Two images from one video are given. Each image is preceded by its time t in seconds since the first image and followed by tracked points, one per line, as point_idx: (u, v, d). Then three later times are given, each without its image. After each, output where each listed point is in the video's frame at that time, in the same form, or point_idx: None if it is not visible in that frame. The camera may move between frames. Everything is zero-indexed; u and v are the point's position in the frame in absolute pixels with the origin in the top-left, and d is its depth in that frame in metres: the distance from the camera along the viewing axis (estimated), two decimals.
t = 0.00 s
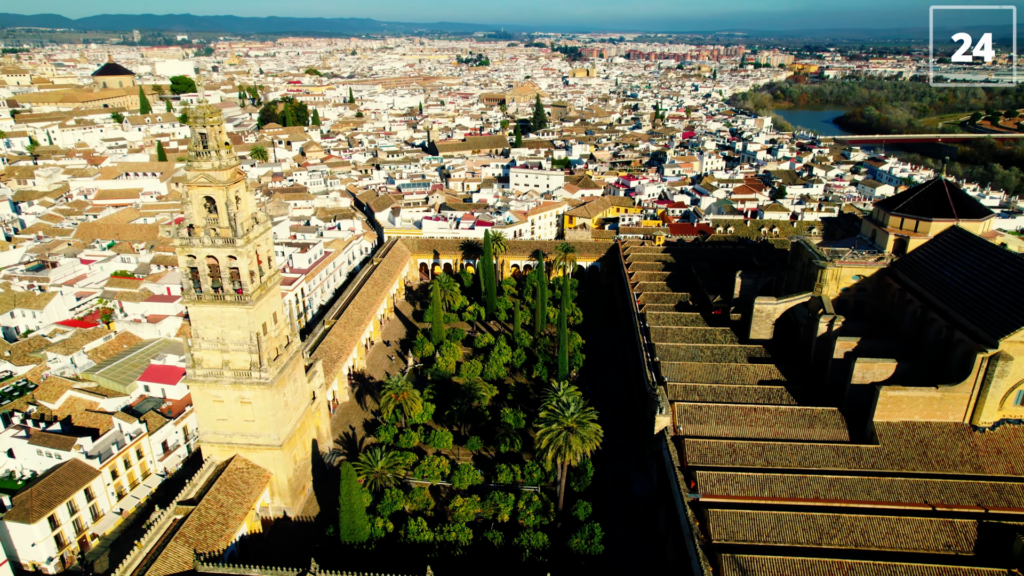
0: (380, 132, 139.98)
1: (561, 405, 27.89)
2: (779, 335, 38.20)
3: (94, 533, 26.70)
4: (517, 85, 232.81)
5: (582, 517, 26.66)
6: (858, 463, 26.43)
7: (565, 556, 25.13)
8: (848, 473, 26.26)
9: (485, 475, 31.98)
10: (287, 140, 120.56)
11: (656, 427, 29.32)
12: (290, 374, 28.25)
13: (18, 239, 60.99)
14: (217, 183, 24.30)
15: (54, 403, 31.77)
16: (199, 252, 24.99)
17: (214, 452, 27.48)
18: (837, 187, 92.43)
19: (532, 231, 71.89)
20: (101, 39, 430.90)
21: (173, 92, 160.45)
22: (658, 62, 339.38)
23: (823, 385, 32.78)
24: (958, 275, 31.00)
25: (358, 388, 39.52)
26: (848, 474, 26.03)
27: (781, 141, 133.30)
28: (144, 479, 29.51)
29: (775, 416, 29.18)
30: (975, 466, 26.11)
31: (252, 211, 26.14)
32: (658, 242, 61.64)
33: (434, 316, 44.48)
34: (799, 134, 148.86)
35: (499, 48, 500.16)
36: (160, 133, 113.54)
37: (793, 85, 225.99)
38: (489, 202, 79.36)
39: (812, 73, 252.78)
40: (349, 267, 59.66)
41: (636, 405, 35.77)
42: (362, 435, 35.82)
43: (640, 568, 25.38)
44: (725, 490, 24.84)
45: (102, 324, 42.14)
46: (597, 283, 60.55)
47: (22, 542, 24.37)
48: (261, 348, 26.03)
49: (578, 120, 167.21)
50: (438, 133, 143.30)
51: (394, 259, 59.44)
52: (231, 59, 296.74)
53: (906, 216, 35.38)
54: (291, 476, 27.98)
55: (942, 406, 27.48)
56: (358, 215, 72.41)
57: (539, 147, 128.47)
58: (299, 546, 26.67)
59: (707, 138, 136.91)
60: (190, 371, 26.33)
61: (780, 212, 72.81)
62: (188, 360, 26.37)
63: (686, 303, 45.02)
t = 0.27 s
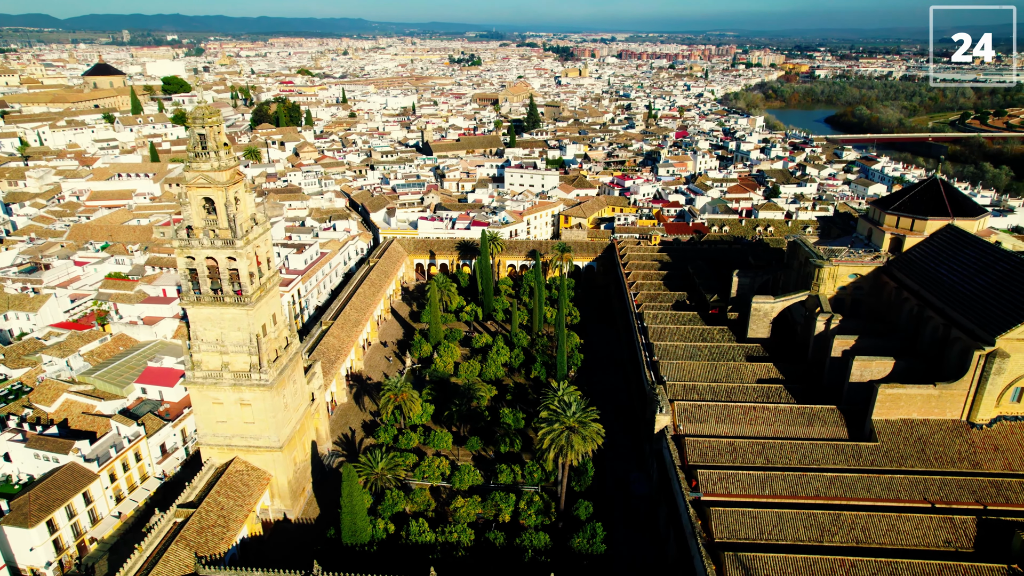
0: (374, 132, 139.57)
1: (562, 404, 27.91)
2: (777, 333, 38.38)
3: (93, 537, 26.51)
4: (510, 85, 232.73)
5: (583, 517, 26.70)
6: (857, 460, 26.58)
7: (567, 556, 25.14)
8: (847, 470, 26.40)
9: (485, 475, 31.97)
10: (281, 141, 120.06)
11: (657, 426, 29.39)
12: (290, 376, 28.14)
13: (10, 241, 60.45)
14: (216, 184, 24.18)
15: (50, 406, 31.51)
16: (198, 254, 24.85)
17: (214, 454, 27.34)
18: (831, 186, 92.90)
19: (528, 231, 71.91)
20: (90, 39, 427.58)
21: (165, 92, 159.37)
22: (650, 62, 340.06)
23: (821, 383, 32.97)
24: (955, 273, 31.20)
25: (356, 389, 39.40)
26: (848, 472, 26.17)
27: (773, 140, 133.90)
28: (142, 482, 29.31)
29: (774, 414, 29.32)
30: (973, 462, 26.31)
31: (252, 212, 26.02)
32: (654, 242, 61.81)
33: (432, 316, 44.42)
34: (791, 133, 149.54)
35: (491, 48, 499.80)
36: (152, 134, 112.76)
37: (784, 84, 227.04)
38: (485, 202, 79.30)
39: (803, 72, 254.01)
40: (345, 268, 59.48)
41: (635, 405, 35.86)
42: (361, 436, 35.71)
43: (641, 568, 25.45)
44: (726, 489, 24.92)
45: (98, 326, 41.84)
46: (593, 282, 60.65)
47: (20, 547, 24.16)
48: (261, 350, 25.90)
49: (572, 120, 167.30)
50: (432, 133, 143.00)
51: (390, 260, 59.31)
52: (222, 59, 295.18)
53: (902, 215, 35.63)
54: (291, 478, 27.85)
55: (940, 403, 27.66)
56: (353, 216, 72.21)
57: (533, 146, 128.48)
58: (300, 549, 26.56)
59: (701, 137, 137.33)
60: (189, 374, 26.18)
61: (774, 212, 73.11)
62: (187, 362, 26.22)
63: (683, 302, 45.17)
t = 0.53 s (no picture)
0: (367, 133, 139.15)
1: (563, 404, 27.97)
2: (774, 332, 38.54)
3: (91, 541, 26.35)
4: (503, 85, 232.67)
5: (584, 516, 26.73)
6: (856, 458, 26.72)
7: (568, 555, 25.18)
8: (847, 468, 26.56)
9: (485, 476, 31.95)
10: (274, 141, 119.56)
11: (657, 425, 29.46)
12: (289, 378, 28.03)
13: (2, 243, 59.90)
14: (215, 185, 24.08)
15: (46, 409, 31.25)
16: (197, 255, 24.73)
17: (213, 457, 27.20)
18: (824, 185, 93.35)
19: (523, 231, 71.91)
20: (78, 39, 424.64)
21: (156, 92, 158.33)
22: (642, 62, 340.78)
23: (819, 382, 33.15)
24: (950, 272, 31.47)
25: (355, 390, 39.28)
26: (847, 469, 26.32)
27: (766, 139, 134.45)
28: (141, 485, 29.14)
29: (773, 413, 29.44)
30: (970, 459, 26.51)
31: (250, 213, 25.92)
32: (650, 241, 61.95)
33: (429, 317, 44.34)
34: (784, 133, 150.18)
35: (483, 49, 499.64)
36: (144, 135, 112.01)
37: (776, 84, 228.03)
38: (480, 202, 79.21)
39: (795, 72, 255.19)
40: (341, 268, 59.26)
41: (633, 405, 35.96)
42: (360, 438, 35.60)
43: (642, 567, 25.52)
44: (728, 487, 25.00)
45: (93, 329, 41.54)
46: (590, 282, 60.72)
47: (18, 552, 23.99)
48: (260, 351, 25.79)
49: (565, 120, 167.35)
50: (426, 133, 142.70)
51: (386, 261, 59.14)
52: (213, 59, 293.90)
53: (898, 214, 35.86)
54: (291, 480, 27.73)
55: (938, 401, 27.85)
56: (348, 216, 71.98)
57: (528, 146, 128.45)
58: (301, 552, 26.45)
59: (694, 137, 137.70)
60: (188, 376, 26.02)
61: (769, 211, 73.40)
62: (186, 364, 26.06)
63: (680, 302, 45.30)
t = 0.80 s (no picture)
0: (361, 133, 138.78)
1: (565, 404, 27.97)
2: (771, 331, 38.67)
3: (89, 545, 26.15)
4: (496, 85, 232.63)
5: (585, 516, 26.73)
6: (856, 456, 26.86)
7: (570, 555, 25.20)
8: (846, 466, 26.70)
9: (485, 476, 31.91)
10: (267, 142, 119.09)
11: (657, 425, 29.50)
12: (289, 379, 27.90)
13: None
14: (214, 186, 23.95)
15: (42, 413, 30.93)
16: (197, 256, 24.59)
17: (213, 459, 27.04)
18: (817, 184, 93.80)
19: (519, 231, 71.90)
20: (67, 39, 421.88)
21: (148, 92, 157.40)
22: (635, 61, 341.46)
23: (817, 380, 33.30)
24: (946, 270, 31.68)
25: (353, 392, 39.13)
26: (847, 467, 26.45)
27: (759, 139, 134.98)
28: (139, 488, 28.94)
29: (773, 411, 29.54)
30: (968, 456, 26.72)
31: (249, 214, 25.79)
32: (646, 241, 62.05)
33: (427, 317, 44.26)
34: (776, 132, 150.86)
35: (475, 49, 499.55)
36: (136, 135, 111.27)
37: (768, 84, 229.03)
38: (475, 203, 79.17)
39: (786, 71, 256.40)
40: (337, 269, 59.04)
41: (632, 405, 36.02)
42: (358, 439, 35.47)
43: (643, 566, 25.56)
44: (729, 486, 25.07)
45: (87, 331, 41.21)
46: (586, 282, 60.77)
47: (16, 557, 23.76)
48: (260, 353, 25.66)
49: (558, 120, 167.48)
50: (419, 133, 142.45)
51: (382, 261, 58.96)
52: (204, 59, 292.44)
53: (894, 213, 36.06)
54: (291, 482, 27.60)
55: (936, 398, 28.03)
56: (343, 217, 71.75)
57: (522, 146, 128.46)
58: (302, 554, 26.35)
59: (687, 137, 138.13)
60: (188, 378, 25.87)
61: (763, 210, 73.71)
62: (185, 366, 25.91)
63: (677, 301, 45.40)
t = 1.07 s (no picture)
0: (354, 133, 138.36)
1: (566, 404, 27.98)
2: (768, 330, 38.82)
3: (88, 549, 25.94)
4: (489, 85, 232.54)
5: (586, 516, 26.76)
6: (855, 454, 27.02)
7: (572, 554, 25.22)
8: (846, 463, 26.84)
9: (485, 477, 31.89)
10: (260, 143, 118.51)
11: (657, 424, 29.56)
12: (289, 381, 27.79)
13: None
14: (213, 187, 23.85)
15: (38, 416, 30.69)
16: (196, 258, 24.46)
17: (212, 461, 26.90)
18: (810, 183, 94.25)
19: (515, 231, 71.90)
20: (56, 39, 418.83)
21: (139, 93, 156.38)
22: (627, 62, 342.08)
23: (815, 378, 33.46)
24: (942, 269, 31.92)
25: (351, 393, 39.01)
26: (847, 465, 26.58)
27: (752, 138, 135.48)
28: (137, 492, 28.77)
29: (772, 410, 29.68)
30: (966, 453, 26.92)
31: (248, 215, 25.69)
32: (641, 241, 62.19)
33: (424, 318, 44.18)
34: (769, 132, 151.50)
35: (467, 49, 499.28)
36: (127, 136, 110.45)
37: (760, 84, 230.03)
38: (470, 203, 79.10)
39: (778, 71, 257.56)
40: (332, 270, 58.83)
41: (631, 404, 36.09)
42: (357, 440, 35.36)
43: (644, 565, 25.63)
44: (730, 484, 25.16)
45: (82, 333, 40.93)
46: (582, 282, 60.81)
47: (14, 561, 23.54)
48: (260, 355, 25.56)
49: (551, 120, 167.54)
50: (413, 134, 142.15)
51: (378, 262, 58.80)
52: (195, 59, 290.77)
53: (890, 212, 36.27)
54: (291, 484, 27.48)
55: (933, 396, 28.23)
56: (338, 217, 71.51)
57: (516, 146, 128.44)
58: (303, 557, 26.25)
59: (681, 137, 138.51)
60: (187, 380, 25.73)
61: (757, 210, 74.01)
62: (185, 368, 25.77)
63: (674, 301, 45.51)
